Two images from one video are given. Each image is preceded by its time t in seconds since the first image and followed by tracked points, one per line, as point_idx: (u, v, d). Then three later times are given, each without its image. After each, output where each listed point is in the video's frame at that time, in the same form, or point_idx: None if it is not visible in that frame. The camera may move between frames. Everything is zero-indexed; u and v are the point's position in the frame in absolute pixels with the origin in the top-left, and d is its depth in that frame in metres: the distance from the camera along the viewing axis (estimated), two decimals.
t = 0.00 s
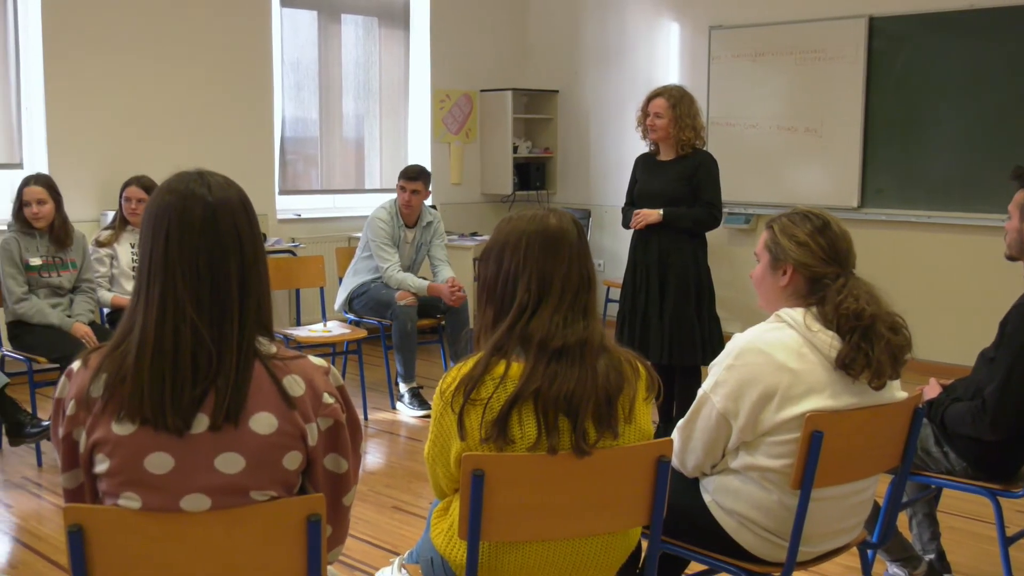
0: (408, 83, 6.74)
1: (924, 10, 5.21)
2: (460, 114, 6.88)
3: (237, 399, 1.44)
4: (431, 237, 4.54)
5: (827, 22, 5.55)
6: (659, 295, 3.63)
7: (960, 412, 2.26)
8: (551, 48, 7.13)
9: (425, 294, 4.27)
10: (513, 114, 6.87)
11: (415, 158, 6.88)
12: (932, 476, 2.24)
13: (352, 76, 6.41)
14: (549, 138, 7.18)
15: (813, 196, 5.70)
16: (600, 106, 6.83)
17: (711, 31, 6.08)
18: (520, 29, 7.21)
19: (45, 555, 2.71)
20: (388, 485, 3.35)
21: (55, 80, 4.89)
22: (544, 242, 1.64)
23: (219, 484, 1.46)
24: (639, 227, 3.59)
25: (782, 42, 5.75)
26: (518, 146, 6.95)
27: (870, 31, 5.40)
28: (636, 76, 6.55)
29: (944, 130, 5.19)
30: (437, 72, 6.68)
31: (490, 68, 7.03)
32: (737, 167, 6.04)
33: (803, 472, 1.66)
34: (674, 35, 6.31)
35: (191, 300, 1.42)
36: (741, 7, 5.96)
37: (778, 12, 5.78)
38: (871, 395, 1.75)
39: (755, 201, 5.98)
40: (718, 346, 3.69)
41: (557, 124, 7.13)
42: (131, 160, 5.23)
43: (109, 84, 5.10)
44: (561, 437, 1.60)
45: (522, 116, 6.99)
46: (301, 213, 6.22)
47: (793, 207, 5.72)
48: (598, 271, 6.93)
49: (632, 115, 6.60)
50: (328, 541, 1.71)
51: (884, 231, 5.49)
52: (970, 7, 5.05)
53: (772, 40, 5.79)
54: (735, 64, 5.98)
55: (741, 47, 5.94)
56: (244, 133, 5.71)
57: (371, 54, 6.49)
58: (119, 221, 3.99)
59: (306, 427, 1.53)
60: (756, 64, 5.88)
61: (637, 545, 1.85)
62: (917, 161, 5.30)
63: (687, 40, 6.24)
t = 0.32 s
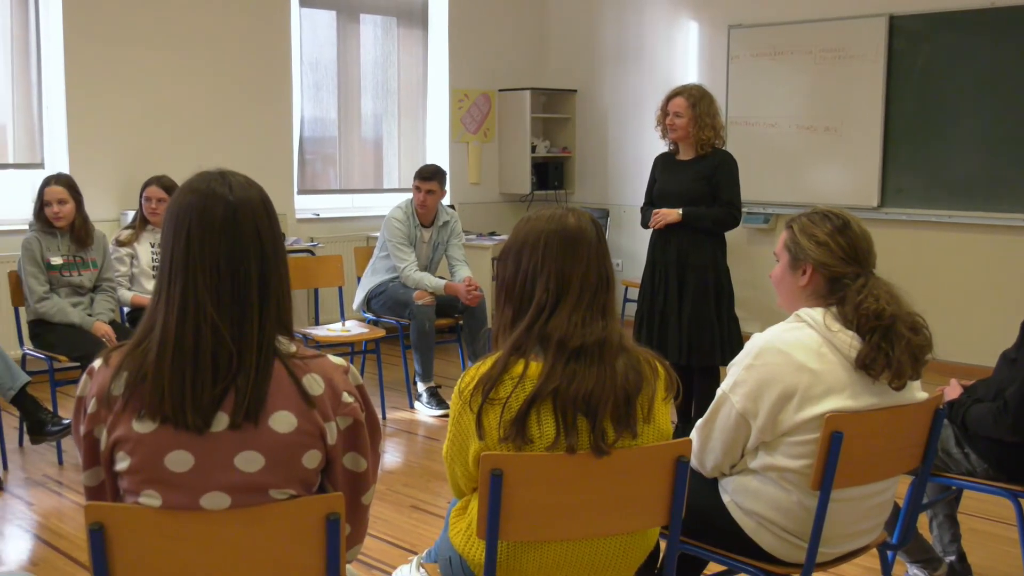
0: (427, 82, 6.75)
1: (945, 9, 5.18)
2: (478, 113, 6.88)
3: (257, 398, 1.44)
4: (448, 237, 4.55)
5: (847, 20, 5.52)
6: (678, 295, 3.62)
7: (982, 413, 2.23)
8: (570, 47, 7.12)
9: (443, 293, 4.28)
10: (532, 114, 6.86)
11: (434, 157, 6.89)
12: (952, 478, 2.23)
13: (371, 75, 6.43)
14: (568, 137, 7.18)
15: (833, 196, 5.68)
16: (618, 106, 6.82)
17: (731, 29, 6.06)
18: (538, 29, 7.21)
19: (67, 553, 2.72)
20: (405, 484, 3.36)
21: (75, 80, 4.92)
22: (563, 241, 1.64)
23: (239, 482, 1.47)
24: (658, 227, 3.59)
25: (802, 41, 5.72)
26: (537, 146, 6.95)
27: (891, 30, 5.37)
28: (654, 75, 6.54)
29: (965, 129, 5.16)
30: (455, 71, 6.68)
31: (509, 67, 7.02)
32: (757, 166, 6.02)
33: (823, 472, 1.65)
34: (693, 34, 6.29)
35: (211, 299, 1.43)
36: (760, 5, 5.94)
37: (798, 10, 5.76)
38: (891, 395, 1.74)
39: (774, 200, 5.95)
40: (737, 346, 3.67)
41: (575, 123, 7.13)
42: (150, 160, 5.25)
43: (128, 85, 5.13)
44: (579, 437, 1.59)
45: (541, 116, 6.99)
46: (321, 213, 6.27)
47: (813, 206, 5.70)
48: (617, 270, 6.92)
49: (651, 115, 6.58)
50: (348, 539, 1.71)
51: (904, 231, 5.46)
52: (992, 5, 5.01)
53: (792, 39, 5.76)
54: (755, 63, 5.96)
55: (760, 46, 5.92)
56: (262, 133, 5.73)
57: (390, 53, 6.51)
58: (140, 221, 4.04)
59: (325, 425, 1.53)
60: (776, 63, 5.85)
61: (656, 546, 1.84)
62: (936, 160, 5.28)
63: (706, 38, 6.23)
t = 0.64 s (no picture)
0: (449, 81, 6.76)
1: (970, 7, 5.14)
2: (500, 112, 6.88)
3: (281, 396, 1.45)
4: (473, 236, 4.56)
5: (872, 18, 5.49)
6: (701, 295, 3.61)
7: (1008, 414, 2.23)
8: (591, 46, 7.12)
9: (471, 292, 4.27)
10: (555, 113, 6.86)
11: (456, 156, 6.89)
12: (978, 478, 2.19)
13: (393, 74, 6.44)
14: (590, 136, 7.18)
15: (856, 195, 5.65)
16: (640, 104, 6.81)
17: (753, 28, 6.03)
18: (560, 27, 7.20)
19: (92, 550, 2.74)
20: (427, 482, 3.37)
21: (99, 79, 4.95)
22: (585, 240, 1.63)
23: (263, 480, 1.47)
24: (682, 226, 3.58)
25: (826, 39, 5.69)
26: (558, 145, 6.95)
27: (915, 28, 5.34)
28: (677, 73, 6.53)
29: (990, 128, 5.12)
30: (477, 70, 6.68)
31: (530, 66, 7.02)
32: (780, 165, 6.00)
33: (847, 472, 1.64)
34: (715, 32, 6.27)
35: (235, 298, 1.44)
36: (784, 3, 5.91)
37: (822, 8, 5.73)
38: (917, 396, 1.73)
39: (798, 199, 5.92)
40: (761, 346, 3.66)
41: (597, 122, 7.13)
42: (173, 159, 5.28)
43: (151, 85, 5.15)
44: (602, 436, 1.59)
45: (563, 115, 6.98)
46: (343, 212, 6.30)
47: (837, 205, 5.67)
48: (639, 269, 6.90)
49: (674, 113, 6.57)
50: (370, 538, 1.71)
51: (928, 230, 5.42)
52: (1018, 2, 4.97)
53: (816, 36, 5.74)
54: (777, 62, 5.94)
55: (783, 44, 5.90)
56: (283, 133, 5.75)
57: (412, 52, 6.52)
58: (164, 220, 4.04)
59: (348, 424, 1.54)
60: (799, 61, 5.82)
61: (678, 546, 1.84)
62: (961, 159, 5.24)
63: (729, 37, 6.21)
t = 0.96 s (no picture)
0: (471, 79, 6.77)
1: (996, 3, 5.09)
2: (522, 110, 6.88)
3: (303, 394, 1.45)
4: (497, 234, 4.56)
5: (897, 15, 5.46)
6: (724, 293, 3.60)
7: None
8: (614, 43, 7.10)
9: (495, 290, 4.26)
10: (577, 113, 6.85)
11: (478, 154, 6.90)
12: (1002, 479, 2.18)
13: (415, 73, 6.46)
14: (612, 134, 7.17)
15: (880, 194, 5.61)
16: (663, 103, 6.79)
17: (777, 25, 6.01)
18: (582, 26, 7.20)
19: (117, 547, 2.75)
20: (449, 481, 3.37)
21: (121, 78, 4.98)
22: (607, 237, 1.63)
23: (285, 478, 1.48)
24: (704, 224, 3.57)
25: (851, 36, 5.65)
26: (580, 143, 6.94)
27: (940, 25, 5.30)
28: (700, 71, 6.51)
29: (1015, 126, 5.07)
30: (500, 68, 6.69)
31: (552, 64, 7.01)
32: (803, 164, 5.97)
33: (871, 472, 1.63)
34: (738, 30, 6.25)
35: (259, 296, 1.44)
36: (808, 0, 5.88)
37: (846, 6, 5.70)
38: (942, 396, 1.72)
39: (822, 198, 5.89)
40: (783, 345, 3.64)
41: (620, 120, 7.12)
42: (195, 158, 5.30)
43: (174, 83, 5.17)
44: (624, 435, 1.59)
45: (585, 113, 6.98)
46: (365, 210, 6.31)
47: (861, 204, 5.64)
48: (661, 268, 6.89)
49: (696, 112, 6.55)
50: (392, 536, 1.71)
51: (952, 229, 5.38)
52: None
53: (840, 34, 5.71)
54: (801, 59, 5.91)
55: (807, 42, 5.87)
56: (305, 131, 5.77)
57: (434, 51, 6.53)
58: (187, 218, 4.08)
59: (370, 422, 1.54)
60: (824, 59, 5.79)
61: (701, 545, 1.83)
62: (985, 157, 5.19)
63: (752, 35, 6.18)
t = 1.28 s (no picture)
0: (492, 78, 6.78)
1: None
2: (544, 108, 6.88)
3: (326, 391, 1.46)
4: (517, 232, 4.55)
5: (922, 12, 5.42)
6: (747, 290, 3.59)
7: None
8: (636, 41, 7.09)
9: (514, 288, 4.26)
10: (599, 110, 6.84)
11: (500, 152, 6.90)
12: None
13: (437, 71, 6.46)
14: (634, 132, 7.16)
15: (904, 191, 5.58)
16: (686, 100, 6.77)
17: (800, 23, 5.98)
18: (604, 24, 7.19)
19: (141, 542, 2.77)
20: (471, 478, 3.37)
21: (145, 77, 5.01)
22: (629, 235, 1.63)
23: (309, 474, 1.48)
24: (727, 222, 3.56)
25: (875, 34, 5.62)
26: (603, 141, 6.93)
27: (966, 22, 5.26)
28: (723, 69, 6.49)
29: None
30: (522, 66, 6.69)
31: (573, 62, 7.00)
32: (827, 162, 5.93)
33: (895, 471, 1.63)
34: (761, 28, 6.23)
35: (283, 293, 1.45)
36: None
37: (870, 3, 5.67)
38: (968, 395, 1.71)
39: (846, 195, 5.85)
40: (807, 344, 3.62)
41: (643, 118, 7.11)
42: (218, 157, 5.33)
43: (196, 82, 5.20)
44: (647, 433, 1.58)
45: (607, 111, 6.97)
46: (387, 207, 6.32)
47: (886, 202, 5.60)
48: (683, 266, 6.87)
49: (720, 109, 6.53)
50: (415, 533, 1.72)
51: (977, 227, 5.33)
52: None
53: (864, 31, 5.67)
54: (825, 57, 5.88)
55: (831, 39, 5.84)
56: (327, 130, 5.79)
57: (457, 49, 6.54)
58: (210, 216, 4.13)
59: (393, 420, 1.54)
60: (847, 56, 5.76)
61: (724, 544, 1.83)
62: (1010, 155, 5.15)
63: (775, 32, 6.16)
